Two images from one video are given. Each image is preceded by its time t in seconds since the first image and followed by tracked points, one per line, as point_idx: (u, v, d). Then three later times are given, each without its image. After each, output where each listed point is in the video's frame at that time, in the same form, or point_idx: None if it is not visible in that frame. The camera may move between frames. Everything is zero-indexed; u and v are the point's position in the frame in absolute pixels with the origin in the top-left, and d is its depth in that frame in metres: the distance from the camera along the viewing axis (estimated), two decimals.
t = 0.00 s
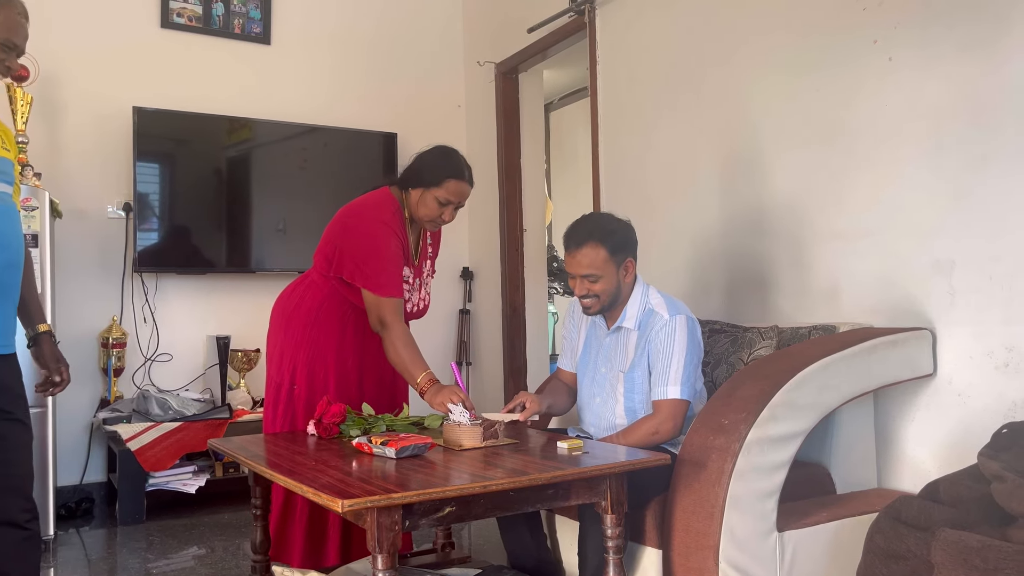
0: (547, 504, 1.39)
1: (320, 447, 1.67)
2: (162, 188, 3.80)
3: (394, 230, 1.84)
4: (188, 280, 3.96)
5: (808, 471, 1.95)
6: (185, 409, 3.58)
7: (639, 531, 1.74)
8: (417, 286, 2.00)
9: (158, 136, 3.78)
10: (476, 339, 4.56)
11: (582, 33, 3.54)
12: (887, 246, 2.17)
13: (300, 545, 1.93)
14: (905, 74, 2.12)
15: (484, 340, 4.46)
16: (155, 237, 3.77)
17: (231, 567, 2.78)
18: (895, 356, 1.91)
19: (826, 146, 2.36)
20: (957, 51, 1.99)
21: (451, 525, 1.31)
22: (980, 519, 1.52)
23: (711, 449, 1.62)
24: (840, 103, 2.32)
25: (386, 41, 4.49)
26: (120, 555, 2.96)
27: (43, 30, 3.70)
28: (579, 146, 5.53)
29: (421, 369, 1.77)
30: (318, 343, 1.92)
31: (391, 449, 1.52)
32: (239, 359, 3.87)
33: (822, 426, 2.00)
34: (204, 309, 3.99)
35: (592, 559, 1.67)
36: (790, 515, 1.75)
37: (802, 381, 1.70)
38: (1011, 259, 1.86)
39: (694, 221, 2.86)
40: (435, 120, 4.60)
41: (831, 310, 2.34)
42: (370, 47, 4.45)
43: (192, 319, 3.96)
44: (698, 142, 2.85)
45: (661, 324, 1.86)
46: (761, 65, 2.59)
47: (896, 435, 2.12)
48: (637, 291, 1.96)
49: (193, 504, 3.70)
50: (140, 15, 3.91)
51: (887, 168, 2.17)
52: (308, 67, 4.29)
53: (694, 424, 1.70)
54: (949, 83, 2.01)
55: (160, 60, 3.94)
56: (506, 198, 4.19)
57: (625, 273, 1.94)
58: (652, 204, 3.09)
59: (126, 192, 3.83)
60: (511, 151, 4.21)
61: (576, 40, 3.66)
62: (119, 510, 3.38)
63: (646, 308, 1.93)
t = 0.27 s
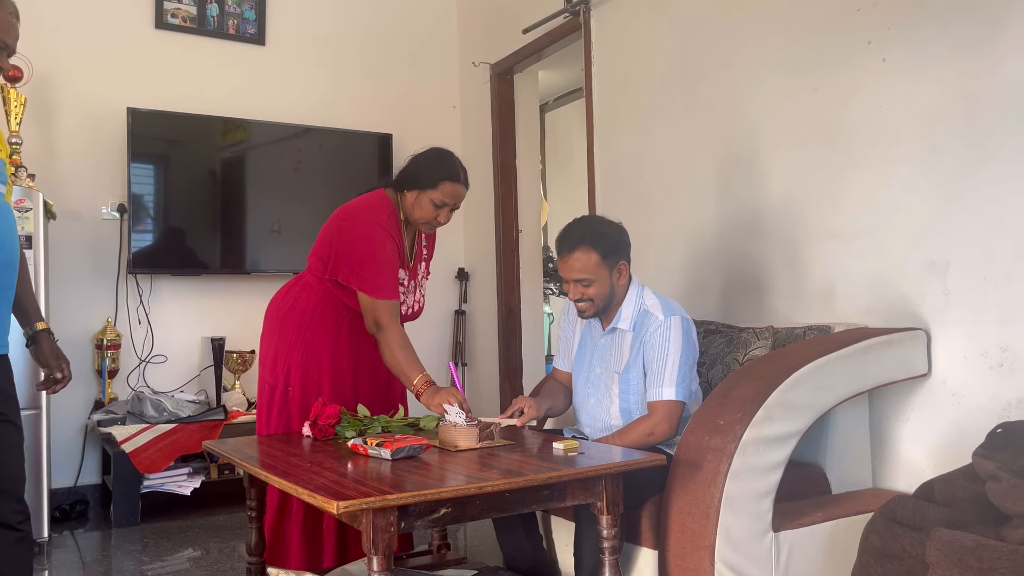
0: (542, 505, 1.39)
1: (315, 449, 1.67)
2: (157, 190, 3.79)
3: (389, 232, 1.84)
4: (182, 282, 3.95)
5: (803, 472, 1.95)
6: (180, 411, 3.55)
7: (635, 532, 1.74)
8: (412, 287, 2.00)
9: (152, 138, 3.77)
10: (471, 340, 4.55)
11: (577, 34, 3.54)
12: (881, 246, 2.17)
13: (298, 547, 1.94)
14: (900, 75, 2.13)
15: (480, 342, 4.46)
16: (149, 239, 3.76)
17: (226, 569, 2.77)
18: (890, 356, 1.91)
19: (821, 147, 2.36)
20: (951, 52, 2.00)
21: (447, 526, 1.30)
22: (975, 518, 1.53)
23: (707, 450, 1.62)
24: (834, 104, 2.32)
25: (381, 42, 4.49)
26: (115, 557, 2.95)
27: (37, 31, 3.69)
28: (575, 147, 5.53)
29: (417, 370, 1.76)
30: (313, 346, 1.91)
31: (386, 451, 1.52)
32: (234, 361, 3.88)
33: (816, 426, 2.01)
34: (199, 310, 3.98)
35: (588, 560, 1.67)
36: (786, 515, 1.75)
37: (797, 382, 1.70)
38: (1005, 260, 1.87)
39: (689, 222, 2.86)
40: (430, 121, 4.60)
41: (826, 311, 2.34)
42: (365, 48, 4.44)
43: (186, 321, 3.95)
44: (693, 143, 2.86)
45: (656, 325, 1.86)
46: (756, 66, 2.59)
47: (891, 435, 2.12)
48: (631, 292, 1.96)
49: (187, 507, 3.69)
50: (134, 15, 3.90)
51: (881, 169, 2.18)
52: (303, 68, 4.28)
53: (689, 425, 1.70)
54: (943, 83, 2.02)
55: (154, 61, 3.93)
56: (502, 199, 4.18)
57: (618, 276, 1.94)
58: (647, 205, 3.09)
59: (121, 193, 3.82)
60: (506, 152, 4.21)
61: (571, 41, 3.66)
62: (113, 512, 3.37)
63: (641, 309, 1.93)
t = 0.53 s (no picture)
0: (537, 507, 1.39)
1: (309, 450, 1.67)
2: (149, 191, 3.77)
3: (384, 234, 1.83)
4: (176, 283, 3.94)
5: (797, 472, 1.95)
6: (174, 413, 3.56)
7: (629, 533, 1.74)
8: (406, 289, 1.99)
9: (145, 138, 3.76)
10: (466, 341, 4.55)
11: (571, 35, 3.55)
12: (875, 247, 2.18)
13: (287, 551, 1.91)
14: (892, 76, 2.14)
15: (474, 342, 4.46)
16: (142, 240, 3.75)
17: (219, 571, 2.76)
18: (884, 356, 1.91)
19: (814, 148, 2.37)
20: (943, 53, 2.01)
21: (441, 528, 1.30)
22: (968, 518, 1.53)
23: (702, 451, 1.62)
24: (828, 105, 2.32)
25: (375, 43, 4.49)
26: (108, 560, 2.94)
27: (29, 31, 3.67)
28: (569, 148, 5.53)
29: (412, 372, 1.75)
30: (306, 348, 1.90)
31: (380, 453, 1.51)
32: (228, 362, 3.86)
33: (811, 426, 2.01)
34: (192, 312, 3.97)
35: (583, 562, 1.67)
36: (780, 516, 1.75)
37: (792, 382, 1.70)
38: (998, 260, 1.87)
39: (683, 223, 2.87)
40: (425, 122, 4.60)
41: (820, 311, 2.34)
42: (359, 49, 4.44)
43: (180, 322, 3.94)
44: (687, 144, 2.86)
45: (651, 325, 1.86)
46: (749, 67, 2.60)
47: (885, 435, 2.13)
48: (627, 292, 1.96)
49: (181, 509, 3.68)
50: (126, 16, 3.88)
51: (875, 170, 2.18)
52: (296, 69, 4.27)
53: (684, 426, 1.70)
54: (935, 84, 2.03)
55: (147, 62, 3.92)
56: (496, 200, 4.18)
57: (612, 276, 1.94)
58: (642, 206, 3.09)
59: (114, 194, 3.81)
60: (500, 153, 4.21)
61: (565, 41, 3.66)
62: (106, 515, 3.36)
63: (636, 310, 1.93)
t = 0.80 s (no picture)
0: (529, 507, 1.39)
1: (300, 452, 1.66)
2: (140, 191, 3.75)
3: (374, 234, 1.82)
4: (166, 284, 3.92)
5: (790, 472, 1.95)
6: (164, 414, 3.53)
7: (622, 534, 1.74)
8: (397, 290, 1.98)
9: (135, 139, 3.74)
10: (458, 341, 4.54)
11: (564, 35, 3.54)
12: (866, 246, 2.18)
13: (278, 553, 1.90)
14: (884, 76, 2.14)
15: (466, 343, 4.45)
16: (132, 241, 3.73)
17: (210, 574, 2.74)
18: (875, 356, 1.92)
19: (806, 148, 2.37)
20: (934, 53, 2.01)
21: (434, 529, 1.29)
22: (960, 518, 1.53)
23: (694, 451, 1.62)
24: (819, 105, 2.33)
25: (366, 43, 4.47)
26: (98, 562, 2.92)
27: (18, 30, 3.65)
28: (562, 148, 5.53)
29: (403, 373, 1.74)
30: (297, 350, 1.90)
31: (372, 454, 1.50)
32: (219, 363, 3.83)
33: (803, 426, 2.01)
34: (183, 313, 3.95)
35: (575, 563, 1.66)
36: (772, 516, 1.75)
37: (784, 382, 1.70)
38: (989, 260, 1.88)
39: (675, 223, 2.87)
40: (417, 122, 4.59)
41: (812, 311, 2.35)
42: (351, 49, 4.43)
43: (171, 323, 3.92)
44: (679, 144, 2.86)
45: (644, 325, 1.86)
46: (741, 67, 2.60)
47: (877, 434, 2.13)
48: (620, 292, 1.96)
49: (171, 511, 3.66)
50: (116, 15, 3.86)
51: (866, 169, 2.19)
52: (288, 68, 4.26)
53: (676, 426, 1.70)
54: (926, 84, 2.03)
55: (137, 62, 3.90)
56: (488, 201, 4.18)
57: (605, 275, 1.93)
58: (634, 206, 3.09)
59: (103, 195, 3.79)
60: (493, 153, 4.20)
61: (557, 42, 3.66)
62: (96, 517, 3.34)
63: (629, 309, 1.93)
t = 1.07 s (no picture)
0: (524, 509, 1.38)
1: (294, 454, 1.65)
2: (133, 193, 3.74)
3: (368, 237, 1.82)
4: (160, 286, 3.90)
5: (784, 473, 1.96)
6: (157, 416, 3.52)
7: (617, 535, 1.73)
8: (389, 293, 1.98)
9: (129, 140, 3.73)
10: (453, 343, 4.54)
11: (558, 36, 3.54)
12: (860, 248, 2.19)
13: (271, 554, 1.90)
14: (877, 78, 2.15)
15: (461, 344, 4.44)
16: (125, 243, 3.71)
17: None
18: (870, 357, 1.92)
19: (799, 150, 2.37)
20: (928, 55, 2.02)
21: (428, 531, 1.29)
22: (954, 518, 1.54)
23: (689, 452, 1.62)
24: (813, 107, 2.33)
25: (360, 44, 4.47)
26: (90, 566, 2.90)
27: (10, 31, 3.64)
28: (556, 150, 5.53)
29: (396, 376, 1.73)
30: (290, 352, 1.89)
31: (366, 456, 1.50)
32: (213, 365, 3.82)
33: (797, 427, 2.01)
34: (176, 315, 3.93)
35: (570, 564, 1.66)
36: (767, 517, 1.75)
37: (779, 384, 1.70)
38: (982, 262, 1.89)
39: (670, 225, 2.87)
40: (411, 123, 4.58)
41: (806, 312, 2.35)
42: (345, 50, 4.42)
43: (164, 325, 3.90)
44: (673, 146, 2.86)
45: (640, 326, 1.86)
46: (735, 69, 2.60)
47: (871, 435, 2.13)
48: (616, 292, 1.96)
49: (164, 513, 3.64)
50: (109, 16, 3.85)
51: (860, 171, 2.19)
52: (282, 70, 4.25)
53: (671, 427, 1.70)
54: (919, 86, 2.04)
55: (130, 63, 3.89)
56: (483, 202, 4.17)
57: (601, 275, 1.93)
58: (629, 207, 3.10)
59: (96, 196, 3.77)
60: (487, 154, 4.20)
61: (551, 43, 3.66)
62: (89, 520, 3.32)
63: (625, 310, 1.93)
